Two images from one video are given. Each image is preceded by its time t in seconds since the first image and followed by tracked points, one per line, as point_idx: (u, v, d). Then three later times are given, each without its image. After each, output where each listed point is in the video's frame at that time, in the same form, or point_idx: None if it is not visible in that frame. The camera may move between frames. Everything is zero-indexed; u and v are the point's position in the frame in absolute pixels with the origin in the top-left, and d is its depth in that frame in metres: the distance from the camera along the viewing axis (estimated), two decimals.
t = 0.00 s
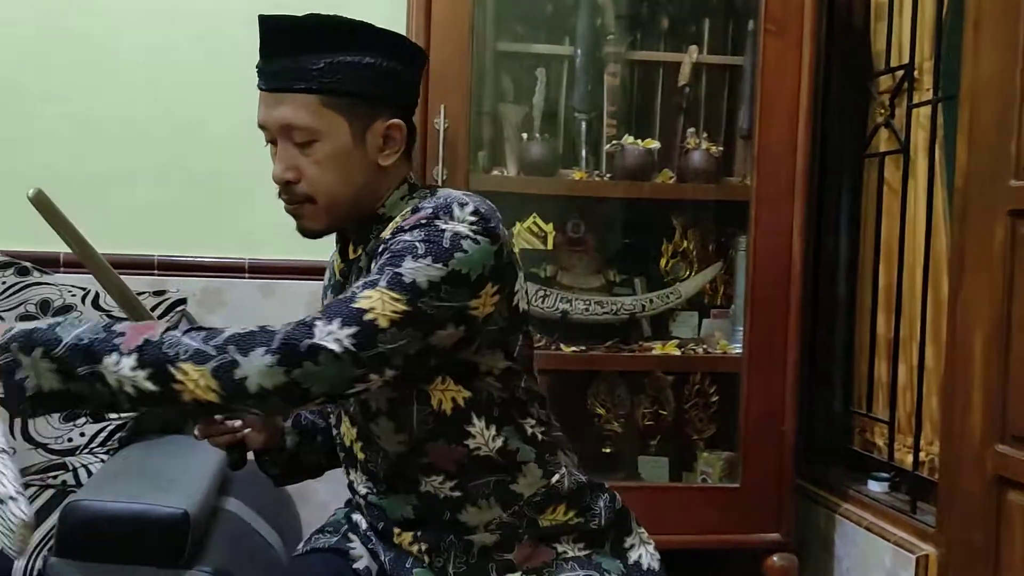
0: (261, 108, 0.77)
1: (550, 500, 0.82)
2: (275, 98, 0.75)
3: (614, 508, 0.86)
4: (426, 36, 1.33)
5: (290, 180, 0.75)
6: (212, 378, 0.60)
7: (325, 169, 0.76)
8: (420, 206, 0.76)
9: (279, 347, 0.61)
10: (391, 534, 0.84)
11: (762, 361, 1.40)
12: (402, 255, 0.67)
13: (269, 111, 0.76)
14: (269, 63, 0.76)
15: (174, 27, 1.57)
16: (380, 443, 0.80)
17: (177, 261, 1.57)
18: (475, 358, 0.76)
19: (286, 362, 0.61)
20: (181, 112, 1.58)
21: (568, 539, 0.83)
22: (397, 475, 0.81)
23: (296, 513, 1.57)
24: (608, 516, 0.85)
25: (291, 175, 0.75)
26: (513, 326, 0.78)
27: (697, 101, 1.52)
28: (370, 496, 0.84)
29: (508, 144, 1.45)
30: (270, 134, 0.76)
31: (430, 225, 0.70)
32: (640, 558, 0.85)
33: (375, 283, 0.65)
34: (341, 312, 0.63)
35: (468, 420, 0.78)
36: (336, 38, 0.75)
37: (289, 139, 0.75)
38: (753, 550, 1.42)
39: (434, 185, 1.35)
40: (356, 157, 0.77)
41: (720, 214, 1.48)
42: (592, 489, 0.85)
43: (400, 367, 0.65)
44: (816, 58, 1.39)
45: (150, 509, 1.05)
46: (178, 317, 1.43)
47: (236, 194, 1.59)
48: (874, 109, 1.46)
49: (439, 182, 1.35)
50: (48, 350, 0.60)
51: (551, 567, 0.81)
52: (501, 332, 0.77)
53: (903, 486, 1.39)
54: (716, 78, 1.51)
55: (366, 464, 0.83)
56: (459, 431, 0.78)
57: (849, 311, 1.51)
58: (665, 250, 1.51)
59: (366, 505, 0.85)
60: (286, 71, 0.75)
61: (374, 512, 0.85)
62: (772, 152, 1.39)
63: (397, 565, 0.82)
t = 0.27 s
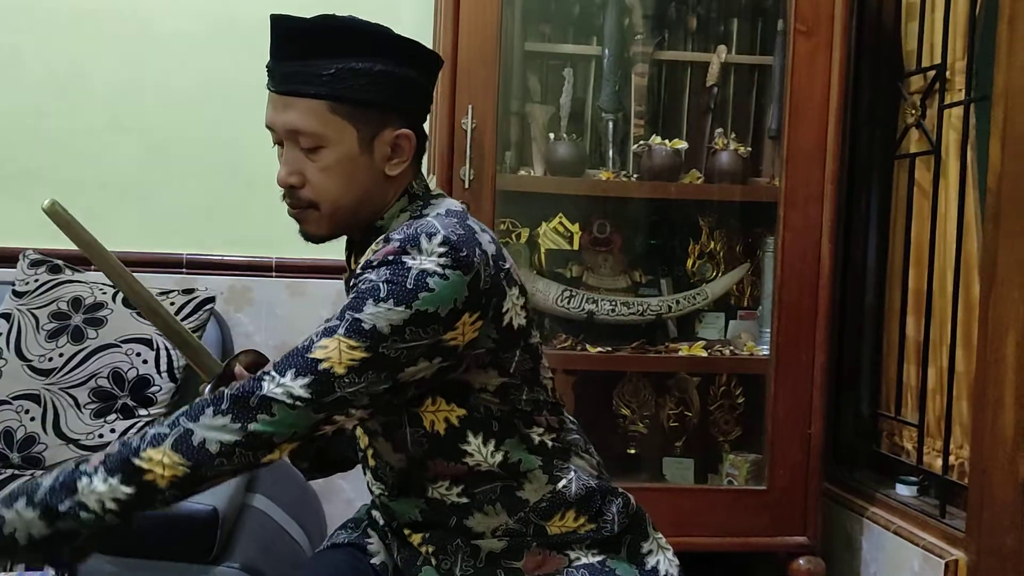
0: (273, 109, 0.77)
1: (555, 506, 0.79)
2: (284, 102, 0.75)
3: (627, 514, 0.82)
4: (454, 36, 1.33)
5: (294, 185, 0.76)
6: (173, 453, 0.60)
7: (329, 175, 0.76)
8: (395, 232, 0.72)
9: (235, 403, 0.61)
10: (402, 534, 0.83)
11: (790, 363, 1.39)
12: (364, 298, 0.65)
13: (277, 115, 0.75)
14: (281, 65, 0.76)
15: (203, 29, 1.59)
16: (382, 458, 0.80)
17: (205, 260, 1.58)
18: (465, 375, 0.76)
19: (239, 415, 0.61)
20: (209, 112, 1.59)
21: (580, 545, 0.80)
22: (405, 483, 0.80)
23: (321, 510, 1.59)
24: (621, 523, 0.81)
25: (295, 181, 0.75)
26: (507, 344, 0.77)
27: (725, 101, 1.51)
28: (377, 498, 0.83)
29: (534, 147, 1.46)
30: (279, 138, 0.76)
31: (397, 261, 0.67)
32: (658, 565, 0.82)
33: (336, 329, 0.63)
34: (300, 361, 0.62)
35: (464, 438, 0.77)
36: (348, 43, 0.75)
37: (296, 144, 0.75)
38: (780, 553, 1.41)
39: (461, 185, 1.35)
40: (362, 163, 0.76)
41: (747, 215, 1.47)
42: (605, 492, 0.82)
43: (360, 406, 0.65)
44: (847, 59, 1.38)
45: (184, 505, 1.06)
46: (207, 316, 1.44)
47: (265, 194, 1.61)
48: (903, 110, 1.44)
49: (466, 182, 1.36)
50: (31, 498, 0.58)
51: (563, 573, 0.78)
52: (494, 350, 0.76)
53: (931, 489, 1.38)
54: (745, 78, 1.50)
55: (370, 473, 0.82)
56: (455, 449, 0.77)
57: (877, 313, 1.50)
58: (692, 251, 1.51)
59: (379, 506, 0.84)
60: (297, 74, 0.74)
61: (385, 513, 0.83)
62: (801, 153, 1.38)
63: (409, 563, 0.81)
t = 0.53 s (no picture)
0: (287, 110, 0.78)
1: (566, 504, 0.79)
2: (297, 103, 0.76)
3: (637, 512, 0.83)
4: (469, 37, 1.34)
5: (306, 184, 0.77)
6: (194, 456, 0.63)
7: (341, 176, 0.76)
8: (411, 235, 0.74)
9: (252, 404, 0.64)
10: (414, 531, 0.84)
11: (804, 364, 1.38)
12: (380, 302, 0.67)
13: (290, 115, 0.76)
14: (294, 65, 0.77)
15: (221, 29, 1.60)
16: (395, 458, 0.81)
17: (222, 258, 1.60)
18: (478, 377, 0.77)
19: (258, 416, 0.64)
20: (227, 111, 1.61)
21: (591, 543, 0.80)
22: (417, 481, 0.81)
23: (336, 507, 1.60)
24: (632, 522, 0.82)
25: (307, 180, 0.76)
26: (519, 345, 0.77)
27: (741, 102, 1.51)
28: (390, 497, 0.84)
29: (549, 146, 1.46)
30: (291, 137, 0.77)
31: (414, 264, 0.69)
32: (667, 563, 0.82)
33: (353, 331, 0.66)
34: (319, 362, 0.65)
35: (476, 441, 0.78)
36: (360, 45, 0.76)
37: (309, 144, 0.76)
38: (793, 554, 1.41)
39: (476, 185, 1.36)
40: (373, 164, 0.77)
41: (762, 216, 1.47)
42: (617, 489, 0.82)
43: (375, 406, 0.67)
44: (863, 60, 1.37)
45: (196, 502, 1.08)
46: (223, 314, 1.45)
47: (281, 193, 1.63)
48: (920, 112, 1.44)
49: (481, 182, 1.36)
50: (46, 509, 0.61)
51: (573, 571, 0.79)
52: (507, 352, 0.77)
53: (946, 492, 1.38)
54: (761, 78, 1.50)
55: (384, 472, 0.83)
56: (467, 451, 0.78)
57: (892, 314, 1.49)
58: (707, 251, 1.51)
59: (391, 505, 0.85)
60: (309, 75, 0.75)
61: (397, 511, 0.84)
62: (817, 154, 1.38)
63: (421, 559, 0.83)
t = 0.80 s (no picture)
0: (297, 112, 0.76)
1: (580, 497, 0.79)
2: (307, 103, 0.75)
3: (649, 514, 0.83)
4: (475, 36, 1.35)
5: (325, 183, 0.75)
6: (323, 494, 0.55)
7: (356, 171, 0.75)
8: (450, 233, 0.71)
9: (375, 435, 0.57)
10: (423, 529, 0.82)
11: (808, 364, 1.39)
12: (449, 305, 0.63)
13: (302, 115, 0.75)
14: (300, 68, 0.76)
15: (228, 29, 1.61)
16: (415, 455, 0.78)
17: (227, 257, 1.61)
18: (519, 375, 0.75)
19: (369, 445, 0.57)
20: (233, 110, 1.62)
21: (602, 540, 0.80)
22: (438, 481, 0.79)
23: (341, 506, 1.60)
24: (643, 522, 0.82)
25: (326, 179, 0.75)
26: (558, 343, 0.76)
27: (746, 101, 1.51)
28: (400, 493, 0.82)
29: (555, 145, 1.46)
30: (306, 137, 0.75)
31: (469, 261, 0.66)
32: (672, 566, 0.82)
33: (433, 342, 0.62)
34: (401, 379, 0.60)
35: (504, 446, 0.76)
36: (363, 42, 0.73)
37: (324, 143, 0.75)
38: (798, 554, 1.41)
39: (481, 184, 1.37)
40: (388, 157, 0.75)
41: (767, 216, 1.47)
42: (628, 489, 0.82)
43: (473, 421, 0.63)
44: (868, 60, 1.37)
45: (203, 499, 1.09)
46: (228, 313, 1.46)
47: (286, 192, 1.63)
48: (925, 112, 1.44)
49: (486, 181, 1.37)
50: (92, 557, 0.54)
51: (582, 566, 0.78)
52: (549, 349, 0.76)
53: (951, 492, 1.38)
54: (766, 79, 1.50)
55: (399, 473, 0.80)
56: (494, 455, 0.76)
57: (898, 314, 1.49)
58: (712, 251, 1.51)
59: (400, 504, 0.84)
60: (314, 76, 0.74)
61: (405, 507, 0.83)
62: (821, 154, 1.38)
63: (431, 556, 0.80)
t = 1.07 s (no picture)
0: (324, 125, 0.83)
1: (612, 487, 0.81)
2: (337, 113, 0.81)
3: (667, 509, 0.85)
4: (472, 36, 1.35)
5: (361, 188, 0.80)
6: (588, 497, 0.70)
7: (393, 173, 0.81)
8: (533, 220, 0.81)
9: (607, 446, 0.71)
10: (449, 525, 0.84)
11: (805, 364, 1.39)
12: (580, 286, 0.76)
13: (335, 125, 0.81)
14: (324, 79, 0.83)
15: (226, 29, 1.61)
16: (457, 439, 0.82)
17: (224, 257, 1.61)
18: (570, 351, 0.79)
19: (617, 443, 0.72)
20: (230, 110, 1.62)
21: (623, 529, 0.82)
22: (474, 466, 0.83)
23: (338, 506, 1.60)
24: (663, 516, 0.84)
25: (362, 184, 0.80)
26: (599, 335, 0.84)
27: (744, 102, 1.51)
28: (432, 489, 0.84)
29: (553, 144, 1.46)
30: (336, 147, 0.81)
31: (572, 243, 0.78)
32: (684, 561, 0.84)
33: (587, 317, 0.75)
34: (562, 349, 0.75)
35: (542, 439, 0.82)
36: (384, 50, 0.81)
37: (356, 150, 0.81)
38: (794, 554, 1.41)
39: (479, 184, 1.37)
40: (419, 158, 0.82)
41: (765, 217, 1.48)
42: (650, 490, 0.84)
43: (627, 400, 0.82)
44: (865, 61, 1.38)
45: (199, 499, 1.10)
46: (225, 312, 1.46)
47: (284, 192, 1.63)
48: (923, 112, 1.44)
49: (483, 181, 1.37)
50: None
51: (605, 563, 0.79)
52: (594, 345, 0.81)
53: (947, 492, 1.38)
54: (763, 79, 1.50)
55: (435, 455, 0.84)
56: (535, 442, 0.82)
57: (894, 315, 1.49)
58: (710, 252, 1.51)
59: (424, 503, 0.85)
60: (340, 86, 0.81)
61: (433, 504, 0.84)
62: (819, 155, 1.38)
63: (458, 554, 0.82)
